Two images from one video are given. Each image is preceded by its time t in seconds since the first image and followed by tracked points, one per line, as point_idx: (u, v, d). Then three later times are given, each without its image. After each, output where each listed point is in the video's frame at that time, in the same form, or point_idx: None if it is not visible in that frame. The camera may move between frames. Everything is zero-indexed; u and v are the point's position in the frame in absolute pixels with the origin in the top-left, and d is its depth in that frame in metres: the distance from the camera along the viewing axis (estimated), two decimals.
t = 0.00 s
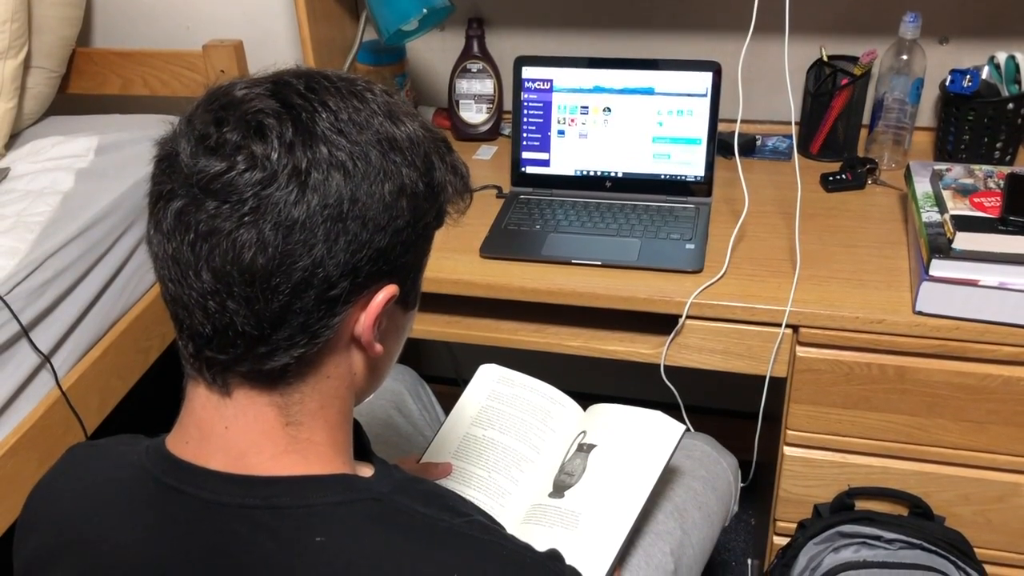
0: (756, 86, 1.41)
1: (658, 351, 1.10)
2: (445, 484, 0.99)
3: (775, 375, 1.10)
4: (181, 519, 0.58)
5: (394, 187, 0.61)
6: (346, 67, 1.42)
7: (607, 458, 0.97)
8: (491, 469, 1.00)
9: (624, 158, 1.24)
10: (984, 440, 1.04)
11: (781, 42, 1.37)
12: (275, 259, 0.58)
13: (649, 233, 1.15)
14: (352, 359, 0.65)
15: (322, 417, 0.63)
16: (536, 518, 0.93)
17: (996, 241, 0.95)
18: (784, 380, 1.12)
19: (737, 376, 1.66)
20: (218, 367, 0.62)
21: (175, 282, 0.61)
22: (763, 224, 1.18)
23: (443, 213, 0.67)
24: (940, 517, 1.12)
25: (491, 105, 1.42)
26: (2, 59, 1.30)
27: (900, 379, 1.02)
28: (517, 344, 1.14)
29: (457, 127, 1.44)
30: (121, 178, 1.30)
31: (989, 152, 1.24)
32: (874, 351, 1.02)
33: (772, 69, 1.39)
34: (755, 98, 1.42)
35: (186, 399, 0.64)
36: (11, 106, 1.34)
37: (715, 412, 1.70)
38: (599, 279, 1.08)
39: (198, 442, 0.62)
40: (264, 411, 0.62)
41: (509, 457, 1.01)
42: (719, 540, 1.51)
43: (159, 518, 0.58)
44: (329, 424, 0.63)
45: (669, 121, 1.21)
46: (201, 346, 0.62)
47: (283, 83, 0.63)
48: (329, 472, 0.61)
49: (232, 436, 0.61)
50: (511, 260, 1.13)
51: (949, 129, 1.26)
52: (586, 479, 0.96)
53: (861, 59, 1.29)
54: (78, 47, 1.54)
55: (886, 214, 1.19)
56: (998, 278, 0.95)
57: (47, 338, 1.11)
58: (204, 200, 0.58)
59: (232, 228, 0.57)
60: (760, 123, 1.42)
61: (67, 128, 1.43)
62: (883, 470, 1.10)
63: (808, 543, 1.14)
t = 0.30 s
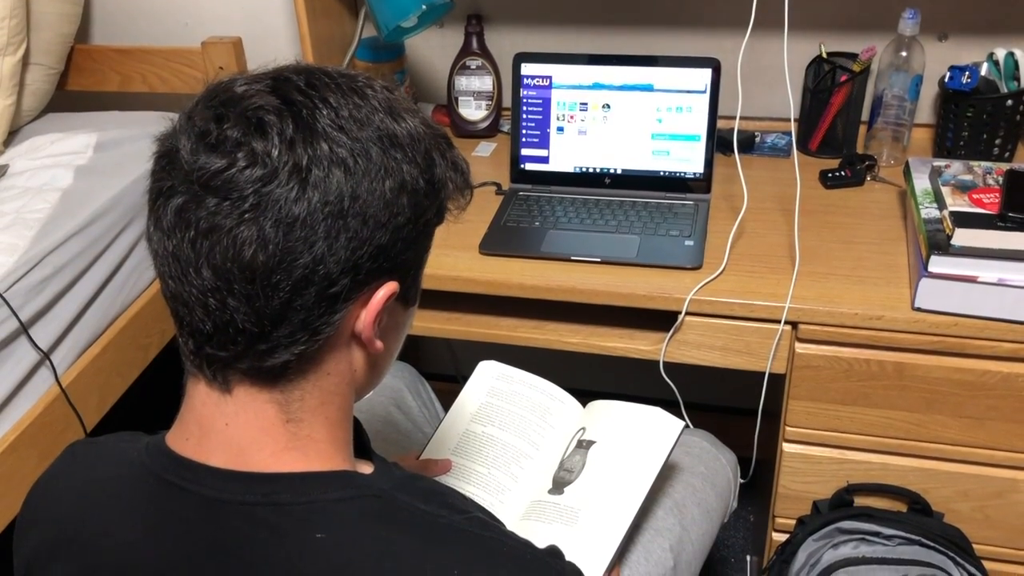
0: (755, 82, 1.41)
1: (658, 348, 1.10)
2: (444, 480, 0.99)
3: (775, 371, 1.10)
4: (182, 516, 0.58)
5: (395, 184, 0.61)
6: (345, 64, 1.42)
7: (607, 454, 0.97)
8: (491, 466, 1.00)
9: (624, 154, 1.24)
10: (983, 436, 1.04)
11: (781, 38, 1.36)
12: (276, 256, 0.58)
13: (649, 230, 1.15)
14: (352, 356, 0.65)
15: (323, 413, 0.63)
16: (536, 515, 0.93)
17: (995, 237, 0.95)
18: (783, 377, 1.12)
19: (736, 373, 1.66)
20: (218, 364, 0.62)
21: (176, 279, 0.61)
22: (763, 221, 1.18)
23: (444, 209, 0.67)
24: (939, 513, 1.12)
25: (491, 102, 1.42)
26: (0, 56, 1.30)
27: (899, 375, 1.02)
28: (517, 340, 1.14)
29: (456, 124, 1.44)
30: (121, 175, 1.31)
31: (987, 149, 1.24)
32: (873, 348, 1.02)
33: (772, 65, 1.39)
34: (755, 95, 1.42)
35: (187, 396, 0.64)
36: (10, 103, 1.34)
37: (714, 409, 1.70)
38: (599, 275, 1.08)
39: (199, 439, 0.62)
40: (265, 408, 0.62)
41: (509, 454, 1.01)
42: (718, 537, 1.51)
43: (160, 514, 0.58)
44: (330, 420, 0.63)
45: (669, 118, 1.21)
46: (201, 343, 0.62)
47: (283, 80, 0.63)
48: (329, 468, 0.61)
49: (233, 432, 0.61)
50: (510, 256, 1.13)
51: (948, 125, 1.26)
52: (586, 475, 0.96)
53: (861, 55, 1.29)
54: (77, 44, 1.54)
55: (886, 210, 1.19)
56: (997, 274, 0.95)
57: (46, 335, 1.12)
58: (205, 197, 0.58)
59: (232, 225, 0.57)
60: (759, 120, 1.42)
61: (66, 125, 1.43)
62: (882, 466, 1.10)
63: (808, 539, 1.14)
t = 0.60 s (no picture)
0: (755, 81, 1.41)
1: (658, 346, 1.10)
2: (444, 479, 0.99)
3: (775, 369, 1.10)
4: (183, 514, 0.58)
5: (397, 183, 0.61)
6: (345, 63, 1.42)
7: (607, 452, 0.97)
8: (491, 464, 1.00)
9: (624, 152, 1.24)
10: (983, 434, 1.04)
11: (781, 37, 1.36)
12: (277, 256, 0.58)
13: (649, 228, 1.15)
14: (354, 355, 0.65)
15: (324, 412, 0.63)
16: (536, 513, 0.93)
17: (995, 235, 0.95)
18: (783, 375, 1.12)
19: (736, 371, 1.66)
20: (219, 363, 0.62)
21: (177, 278, 0.61)
22: (763, 219, 1.18)
23: (446, 209, 0.67)
24: (939, 511, 1.12)
25: (490, 101, 1.42)
26: None
27: (899, 373, 1.02)
28: (517, 339, 1.14)
29: (456, 122, 1.44)
30: (121, 174, 1.30)
31: (987, 147, 1.24)
32: (873, 346, 1.02)
33: (772, 64, 1.39)
34: (755, 93, 1.42)
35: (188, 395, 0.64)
36: (10, 102, 1.34)
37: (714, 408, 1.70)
38: (599, 274, 1.08)
39: (200, 438, 0.62)
40: (266, 407, 0.62)
41: (509, 452, 1.01)
42: (718, 535, 1.51)
43: (161, 513, 0.58)
44: (331, 419, 0.63)
45: (668, 116, 1.21)
46: (202, 342, 0.62)
47: (285, 79, 0.63)
48: (330, 468, 0.61)
49: (235, 431, 0.61)
50: (510, 254, 1.13)
51: (948, 123, 1.26)
52: (586, 473, 0.96)
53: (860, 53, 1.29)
54: (77, 43, 1.54)
55: (886, 208, 1.19)
56: (997, 273, 0.95)
57: (46, 334, 1.12)
58: (206, 196, 0.58)
59: (234, 224, 0.57)
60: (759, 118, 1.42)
61: (65, 124, 1.43)
62: (882, 464, 1.10)
63: (808, 537, 1.14)
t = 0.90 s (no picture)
0: (755, 80, 1.41)
1: (658, 346, 1.10)
2: (444, 478, 0.99)
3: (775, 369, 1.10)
4: (183, 514, 0.58)
5: (397, 183, 0.61)
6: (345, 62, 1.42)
7: (607, 451, 0.97)
8: (491, 464, 1.00)
9: (623, 152, 1.24)
10: (983, 433, 1.04)
11: (780, 36, 1.36)
12: (277, 256, 0.58)
13: (649, 227, 1.15)
14: (353, 355, 0.65)
15: (323, 412, 0.63)
16: (536, 513, 0.93)
17: (994, 234, 0.95)
18: (783, 374, 1.12)
19: (735, 370, 1.66)
20: (219, 363, 0.62)
21: (177, 278, 0.61)
22: (763, 218, 1.18)
23: (446, 209, 0.67)
24: (939, 510, 1.12)
25: (490, 100, 1.42)
26: None
27: (899, 373, 1.02)
28: (517, 338, 1.14)
29: (456, 121, 1.44)
30: (121, 173, 1.30)
31: (987, 146, 1.24)
32: (873, 345, 1.02)
33: (772, 63, 1.39)
34: (755, 92, 1.42)
35: (187, 395, 0.65)
36: (10, 101, 1.34)
37: (713, 407, 1.70)
38: (599, 273, 1.08)
39: (199, 438, 0.62)
40: (265, 407, 0.62)
41: (509, 451, 1.01)
42: (718, 534, 1.52)
43: (161, 513, 0.58)
44: (330, 419, 0.63)
45: (668, 115, 1.21)
46: (203, 342, 0.62)
47: (285, 78, 0.63)
48: (330, 467, 0.61)
49: (234, 431, 0.61)
50: (510, 254, 1.13)
51: (947, 122, 1.26)
52: (586, 472, 0.96)
53: (860, 52, 1.29)
54: (76, 42, 1.54)
55: (885, 207, 1.19)
56: (997, 272, 0.95)
57: (45, 333, 1.12)
58: (207, 196, 0.58)
59: (234, 224, 0.57)
60: (758, 117, 1.42)
61: (65, 124, 1.43)
62: (882, 463, 1.10)
63: (808, 536, 1.14)
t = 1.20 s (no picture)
0: (754, 79, 1.41)
1: (658, 344, 1.10)
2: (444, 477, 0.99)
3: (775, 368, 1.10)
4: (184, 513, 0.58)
5: (399, 183, 0.61)
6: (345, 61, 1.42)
7: (607, 450, 0.98)
8: (491, 463, 1.01)
9: (623, 150, 1.24)
10: (982, 432, 1.05)
11: (780, 35, 1.36)
12: (279, 255, 0.58)
13: (649, 226, 1.15)
14: (355, 354, 0.65)
15: (325, 410, 0.63)
16: (536, 511, 0.93)
17: (994, 233, 0.95)
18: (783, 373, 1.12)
19: (735, 369, 1.66)
20: (220, 362, 0.62)
21: (179, 276, 0.61)
22: (762, 217, 1.18)
23: (449, 210, 0.67)
24: (938, 509, 1.12)
25: (490, 99, 1.42)
26: None
27: (898, 371, 1.02)
28: (516, 337, 1.14)
29: (456, 120, 1.44)
30: (121, 172, 1.30)
31: (986, 145, 1.24)
32: (873, 343, 1.02)
33: (771, 62, 1.39)
34: (754, 91, 1.42)
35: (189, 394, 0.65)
36: (9, 100, 1.34)
37: (713, 406, 1.71)
38: (599, 272, 1.09)
39: (200, 436, 0.62)
40: (266, 406, 0.62)
41: (509, 450, 1.01)
42: (718, 533, 1.52)
43: (160, 512, 0.58)
44: (331, 418, 0.63)
45: (667, 114, 1.21)
46: (204, 340, 0.62)
47: (289, 78, 0.63)
48: (330, 466, 0.61)
49: (235, 429, 0.61)
50: (510, 253, 1.13)
51: (947, 121, 1.26)
52: (586, 471, 0.96)
53: (860, 51, 1.29)
54: (76, 42, 1.54)
55: (885, 206, 1.19)
56: (996, 270, 0.95)
57: (45, 333, 1.12)
58: (209, 195, 0.58)
59: (237, 223, 0.57)
60: (758, 116, 1.43)
61: (64, 123, 1.43)
62: (882, 462, 1.10)
63: (807, 535, 1.14)
